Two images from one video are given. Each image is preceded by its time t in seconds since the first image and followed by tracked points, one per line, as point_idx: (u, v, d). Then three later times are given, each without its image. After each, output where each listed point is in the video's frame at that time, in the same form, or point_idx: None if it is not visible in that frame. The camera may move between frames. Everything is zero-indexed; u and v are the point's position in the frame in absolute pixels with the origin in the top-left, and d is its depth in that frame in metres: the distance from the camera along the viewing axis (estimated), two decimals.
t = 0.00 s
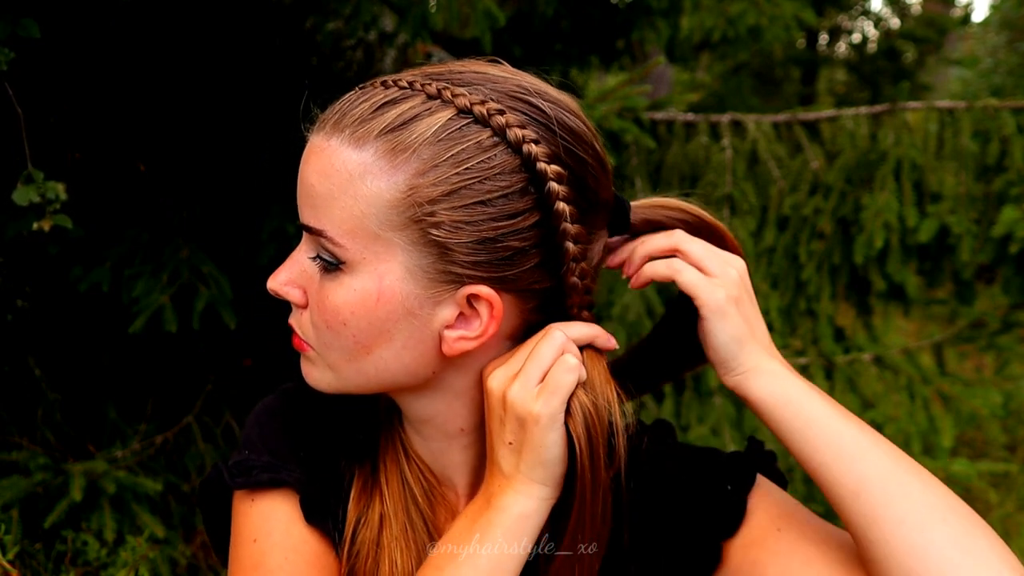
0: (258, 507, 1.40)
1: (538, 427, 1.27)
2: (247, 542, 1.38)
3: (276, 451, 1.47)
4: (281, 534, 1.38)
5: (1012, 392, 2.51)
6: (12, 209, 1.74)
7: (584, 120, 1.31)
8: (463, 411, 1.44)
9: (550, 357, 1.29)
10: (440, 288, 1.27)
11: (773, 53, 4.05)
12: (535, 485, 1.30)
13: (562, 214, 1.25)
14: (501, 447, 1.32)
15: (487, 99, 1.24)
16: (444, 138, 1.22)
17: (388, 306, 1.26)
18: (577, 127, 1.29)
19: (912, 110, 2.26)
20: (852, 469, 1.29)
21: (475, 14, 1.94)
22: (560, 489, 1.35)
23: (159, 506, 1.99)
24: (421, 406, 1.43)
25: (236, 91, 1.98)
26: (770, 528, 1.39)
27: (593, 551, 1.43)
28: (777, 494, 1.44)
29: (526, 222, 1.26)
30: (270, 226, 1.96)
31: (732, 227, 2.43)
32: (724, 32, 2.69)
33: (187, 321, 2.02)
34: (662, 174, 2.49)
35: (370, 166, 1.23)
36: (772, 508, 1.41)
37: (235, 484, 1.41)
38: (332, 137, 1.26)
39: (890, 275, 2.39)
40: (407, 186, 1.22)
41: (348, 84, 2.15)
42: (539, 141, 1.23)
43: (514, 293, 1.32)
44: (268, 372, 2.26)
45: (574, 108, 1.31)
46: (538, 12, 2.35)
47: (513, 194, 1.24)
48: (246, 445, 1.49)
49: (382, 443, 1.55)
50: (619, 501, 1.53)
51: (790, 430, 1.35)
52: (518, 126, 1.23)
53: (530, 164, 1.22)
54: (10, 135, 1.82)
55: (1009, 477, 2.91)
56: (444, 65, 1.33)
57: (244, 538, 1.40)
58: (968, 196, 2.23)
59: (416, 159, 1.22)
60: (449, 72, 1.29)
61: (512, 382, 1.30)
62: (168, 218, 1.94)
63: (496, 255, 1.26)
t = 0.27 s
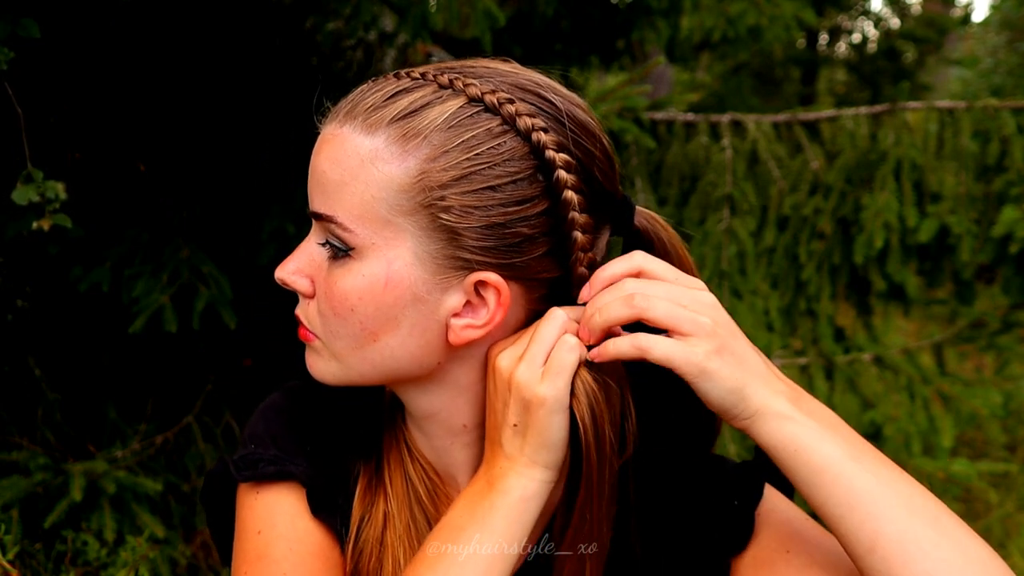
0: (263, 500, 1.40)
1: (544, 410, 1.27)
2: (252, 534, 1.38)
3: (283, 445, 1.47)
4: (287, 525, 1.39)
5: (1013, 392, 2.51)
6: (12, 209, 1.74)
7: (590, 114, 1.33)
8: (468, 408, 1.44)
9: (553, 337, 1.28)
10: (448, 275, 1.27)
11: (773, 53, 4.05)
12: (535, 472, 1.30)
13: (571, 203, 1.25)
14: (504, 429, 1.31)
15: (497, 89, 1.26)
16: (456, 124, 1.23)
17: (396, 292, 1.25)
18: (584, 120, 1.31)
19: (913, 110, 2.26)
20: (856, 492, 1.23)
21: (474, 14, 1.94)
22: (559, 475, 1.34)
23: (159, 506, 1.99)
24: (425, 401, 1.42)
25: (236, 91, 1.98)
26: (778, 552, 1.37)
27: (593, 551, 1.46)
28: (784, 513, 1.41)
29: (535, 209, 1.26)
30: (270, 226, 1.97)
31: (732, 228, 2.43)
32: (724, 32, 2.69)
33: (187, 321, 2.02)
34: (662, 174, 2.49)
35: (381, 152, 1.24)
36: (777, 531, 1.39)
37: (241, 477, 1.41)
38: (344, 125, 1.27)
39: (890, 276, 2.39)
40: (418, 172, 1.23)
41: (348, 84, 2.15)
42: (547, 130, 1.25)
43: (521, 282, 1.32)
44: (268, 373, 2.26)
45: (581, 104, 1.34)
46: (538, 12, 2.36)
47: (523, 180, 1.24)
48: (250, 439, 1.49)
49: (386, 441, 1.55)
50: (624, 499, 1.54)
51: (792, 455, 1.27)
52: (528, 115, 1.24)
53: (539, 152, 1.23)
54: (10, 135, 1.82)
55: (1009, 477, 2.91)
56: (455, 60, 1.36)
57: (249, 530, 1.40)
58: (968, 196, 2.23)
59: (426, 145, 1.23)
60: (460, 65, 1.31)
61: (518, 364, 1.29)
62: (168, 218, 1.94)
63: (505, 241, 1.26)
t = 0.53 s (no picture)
0: (253, 504, 1.42)
1: (523, 433, 1.26)
2: (243, 539, 1.40)
3: (272, 448, 1.48)
4: (276, 530, 1.40)
5: (1013, 392, 2.51)
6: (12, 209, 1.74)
7: (582, 122, 1.31)
8: (454, 410, 1.43)
9: (535, 359, 1.27)
10: (430, 281, 1.27)
11: (773, 53, 4.05)
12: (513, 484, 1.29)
13: (555, 212, 1.25)
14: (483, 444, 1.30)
15: (485, 95, 1.25)
16: (440, 131, 1.22)
17: (377, 297, 1.26)
18: (574, 128, 1.29)
19: (912, 110, 2.26)
20: (836, 488, 1.23)
21: (475, 13, 1.94)
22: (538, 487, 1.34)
23: (159, 506, 1.99)
24: (413, 401, 1.42)
25: (236, 91, 1.99)
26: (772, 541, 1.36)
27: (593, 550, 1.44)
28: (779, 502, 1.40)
29: (519, 218, 1.25)
30: (270, 226, 1.97)
31: (732, 228, 2.43)
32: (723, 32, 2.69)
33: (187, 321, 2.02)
34: (662, 174, 2.49)
35: (366, 156, 1.24)
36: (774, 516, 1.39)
37: (231, 480, 1.43)
38: (331, 126, 1.27)
39: (890, 276, 2.39)
40: (401, 178, 1.23)
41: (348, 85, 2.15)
42: (534, 138, 1.23)
43: (503, 290, 1.31)
44: (268, 372, 2.26)
45: (573, 109, 1.31)
46: (538, 12, 2.36)
47: (507, 190, 1.23)
48: (242, 442, 1.51)
49: (376, 442, 1.55)
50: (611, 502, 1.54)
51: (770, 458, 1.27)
52: (514, 123, 1.23)
53: (524, 161, 1.22)
54: (10, 135, 1.82)
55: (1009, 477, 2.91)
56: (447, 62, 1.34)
57: (240, 535, 1.41)
58: (968, 196, 2.23)
59: (411, 151, 1.23)
60: (451, 67, 1.30)
61: (501, 384, 1.28)
62: (168, 218, 1.93)
63: (486, 250, 1.26)
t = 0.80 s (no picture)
0: (251, 506, 1.43)
1: (513, 434, 1.25)
2: (240, 540, 1.40)
3: (271, 449, 1.49)
4: (273, 532, 1.41)
5: (1013, 392, 2.51)
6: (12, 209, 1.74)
7: (579, 126, 1.30)
8: (452, 411, 1.43)
9: (542, 369, 1.26)
10: (425, 287, 1.27)
11: (773, 53, 4.05)
12: (503, 483, 1.28)
13: (551, 218, 1.25)
14: (473, 441, 1.30)
15: (482, 99, 1.24)
16: (436, 136, 1.22)
17: (372, 302, 1.26)
18: (571, 133, 1.28)
19: (912, 110, 2.26)
20: (838, 454, 1.24)
21: (475, 13, 1.94)
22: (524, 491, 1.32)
23: (159, 506, 1.99)
24: (410, 404, 1.43)
25: (236, 91, 1.99)
26: (779, 511, 1.38)
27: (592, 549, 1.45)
28: (780, 471, 1.43)
29: (515, 224, 1.25)
30: (270, 226, 1.97)
31: (732, 227, 2.43)
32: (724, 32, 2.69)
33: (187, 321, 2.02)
34: (662, 174, 2.49)
35: (362, 160, 1.24)
36: (776, 485, 1.42)
37: (230, 481, 1.43)
38: (327, 130, 1.27)
39: (890, 276, 2.39)
40: (397, 183, 1.23)
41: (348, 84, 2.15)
42: (530, 144, 1.23)
43: (499, 295, 1.31)
44: (268, 372, 2.26)
45: (571, 113, 1.30)
46: (538, 12, 2.36)
47: (502, 196, 1.23)
48: (241, 443, 1.51)
49: (374, 442, 1.55)
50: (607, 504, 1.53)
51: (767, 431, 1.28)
52: (511, 128, 1.22)
53: (520, 167, 1.22)
54: (10, 135, 1.82)
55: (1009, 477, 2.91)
56: (444, 64, 1.33)
57: (237, 536, 1.42)
58: (968, 196, 2.23)
59: (406, 156, 1.23)
60: (448, 71, 1.29)
61: (500, 388, 1.26)
62: (168, 218, 1.94)
63: (482, 256, 1.26)
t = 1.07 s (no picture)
0: (249, 504, 1.41)
1: (498, 428, 1.24)
2: (237, 538, 1.40)
3: (271, 448, 1.48)
4: (270, 530, 1.39)
5: (1013, 392, 2.48)
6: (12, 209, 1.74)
7: (568, 125, 1.29)
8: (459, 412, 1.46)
9: (523, 361, 1.26)
10: (421, 294, 1.27)
11: (773, 53, 4.05)
12: (495, 483, 1.28)
13: (543, 221, 1.24)
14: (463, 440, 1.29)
15: (467, 104, 1.23)
16: (423, 144, 1.21)
17: (369, 310, 1.27)
18: (559, 132, 1.27)
19: (912, 110, 2.26)
20: (845, 446, 1.30)
21: (475, 13, 1.93)
22: (518, 494, 1.31)
23: (159, 506, 1.99)
24: (416, 404, 1.45)
25: (236, 91, 1.99)
26: (789, 499, 1.41)
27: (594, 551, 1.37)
28: (782, 464, 1.47)
29: (506, 228, 1.25)
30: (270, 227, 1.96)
31: (732, 227, 2.43)
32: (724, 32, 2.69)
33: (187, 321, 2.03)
34: (662, 174, 2.50)
35: (352, 171, 1.24)
36: (783, 477, 1.44)
37: (230, 480, 1.43)
38: (315, 141, 1.27)
39: (890, 275, 2.39)
40: (387, 192, 1.23)
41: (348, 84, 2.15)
42: (518, 147, 1.22)
43: (496, 299, 1.32)
44: (268, 372, 2.26)
45: (559, 111, 1.29)
46: (538, 12, 2.36)
47: (492, 202, 1.23)
48: (244, 442, 1.50)
49: (380, 443, 1.56)
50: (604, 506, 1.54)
51: (777, 431, 1.33)
52: (498, 133, 1.22)
53: (508, 172, 1.22)
54: (10, 135, 1.82)
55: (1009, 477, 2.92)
56: (429, 68, 1.32)
57: (235, 534, 1.41)
58: (968, 196, 2.23)
59: (394, 165, 1.22)
60: (433, 75, 1.28)
61: (482, 381, 1.26)
62: (168, 218, 1.94)
63: (476, 262, 1.26)
